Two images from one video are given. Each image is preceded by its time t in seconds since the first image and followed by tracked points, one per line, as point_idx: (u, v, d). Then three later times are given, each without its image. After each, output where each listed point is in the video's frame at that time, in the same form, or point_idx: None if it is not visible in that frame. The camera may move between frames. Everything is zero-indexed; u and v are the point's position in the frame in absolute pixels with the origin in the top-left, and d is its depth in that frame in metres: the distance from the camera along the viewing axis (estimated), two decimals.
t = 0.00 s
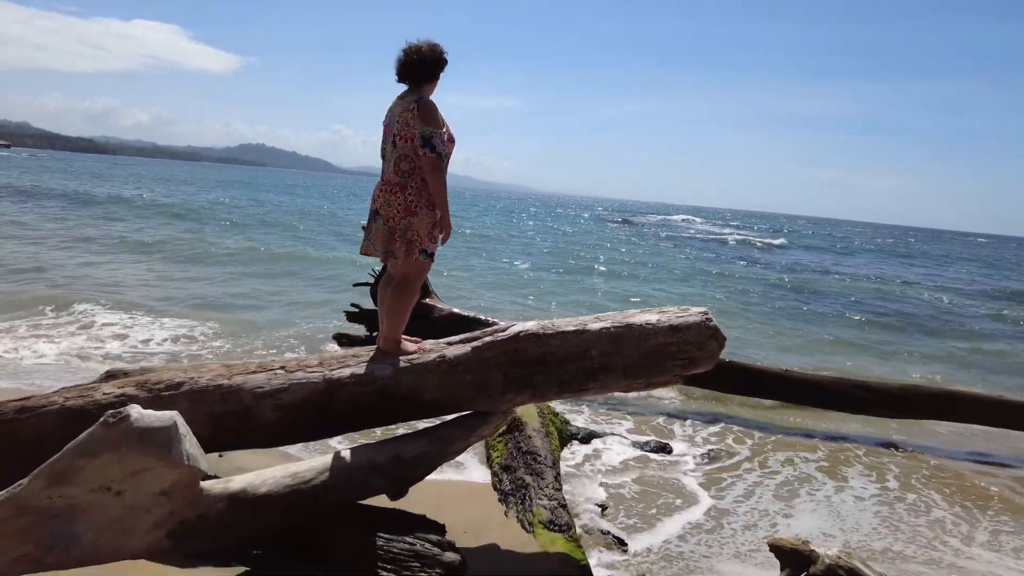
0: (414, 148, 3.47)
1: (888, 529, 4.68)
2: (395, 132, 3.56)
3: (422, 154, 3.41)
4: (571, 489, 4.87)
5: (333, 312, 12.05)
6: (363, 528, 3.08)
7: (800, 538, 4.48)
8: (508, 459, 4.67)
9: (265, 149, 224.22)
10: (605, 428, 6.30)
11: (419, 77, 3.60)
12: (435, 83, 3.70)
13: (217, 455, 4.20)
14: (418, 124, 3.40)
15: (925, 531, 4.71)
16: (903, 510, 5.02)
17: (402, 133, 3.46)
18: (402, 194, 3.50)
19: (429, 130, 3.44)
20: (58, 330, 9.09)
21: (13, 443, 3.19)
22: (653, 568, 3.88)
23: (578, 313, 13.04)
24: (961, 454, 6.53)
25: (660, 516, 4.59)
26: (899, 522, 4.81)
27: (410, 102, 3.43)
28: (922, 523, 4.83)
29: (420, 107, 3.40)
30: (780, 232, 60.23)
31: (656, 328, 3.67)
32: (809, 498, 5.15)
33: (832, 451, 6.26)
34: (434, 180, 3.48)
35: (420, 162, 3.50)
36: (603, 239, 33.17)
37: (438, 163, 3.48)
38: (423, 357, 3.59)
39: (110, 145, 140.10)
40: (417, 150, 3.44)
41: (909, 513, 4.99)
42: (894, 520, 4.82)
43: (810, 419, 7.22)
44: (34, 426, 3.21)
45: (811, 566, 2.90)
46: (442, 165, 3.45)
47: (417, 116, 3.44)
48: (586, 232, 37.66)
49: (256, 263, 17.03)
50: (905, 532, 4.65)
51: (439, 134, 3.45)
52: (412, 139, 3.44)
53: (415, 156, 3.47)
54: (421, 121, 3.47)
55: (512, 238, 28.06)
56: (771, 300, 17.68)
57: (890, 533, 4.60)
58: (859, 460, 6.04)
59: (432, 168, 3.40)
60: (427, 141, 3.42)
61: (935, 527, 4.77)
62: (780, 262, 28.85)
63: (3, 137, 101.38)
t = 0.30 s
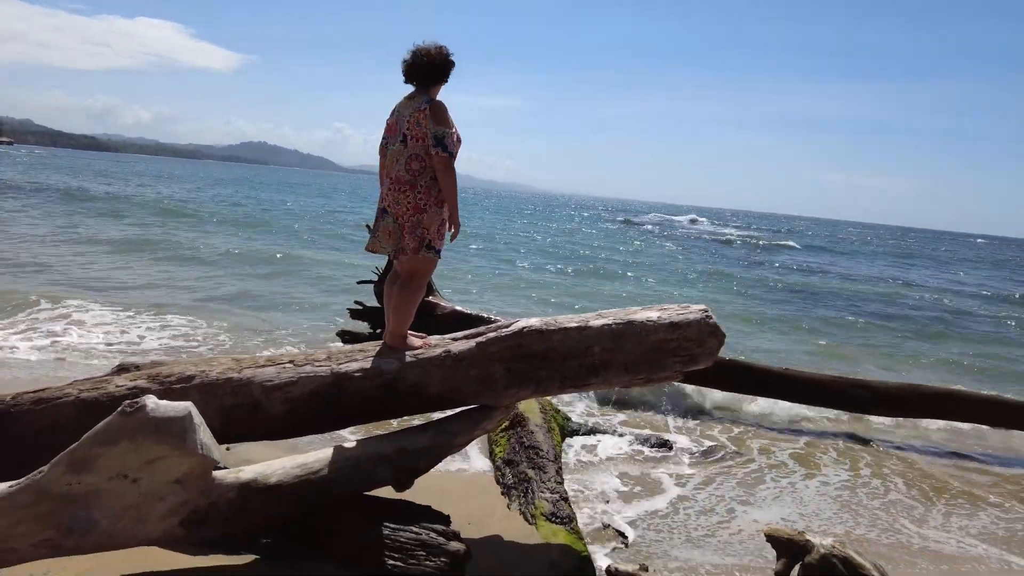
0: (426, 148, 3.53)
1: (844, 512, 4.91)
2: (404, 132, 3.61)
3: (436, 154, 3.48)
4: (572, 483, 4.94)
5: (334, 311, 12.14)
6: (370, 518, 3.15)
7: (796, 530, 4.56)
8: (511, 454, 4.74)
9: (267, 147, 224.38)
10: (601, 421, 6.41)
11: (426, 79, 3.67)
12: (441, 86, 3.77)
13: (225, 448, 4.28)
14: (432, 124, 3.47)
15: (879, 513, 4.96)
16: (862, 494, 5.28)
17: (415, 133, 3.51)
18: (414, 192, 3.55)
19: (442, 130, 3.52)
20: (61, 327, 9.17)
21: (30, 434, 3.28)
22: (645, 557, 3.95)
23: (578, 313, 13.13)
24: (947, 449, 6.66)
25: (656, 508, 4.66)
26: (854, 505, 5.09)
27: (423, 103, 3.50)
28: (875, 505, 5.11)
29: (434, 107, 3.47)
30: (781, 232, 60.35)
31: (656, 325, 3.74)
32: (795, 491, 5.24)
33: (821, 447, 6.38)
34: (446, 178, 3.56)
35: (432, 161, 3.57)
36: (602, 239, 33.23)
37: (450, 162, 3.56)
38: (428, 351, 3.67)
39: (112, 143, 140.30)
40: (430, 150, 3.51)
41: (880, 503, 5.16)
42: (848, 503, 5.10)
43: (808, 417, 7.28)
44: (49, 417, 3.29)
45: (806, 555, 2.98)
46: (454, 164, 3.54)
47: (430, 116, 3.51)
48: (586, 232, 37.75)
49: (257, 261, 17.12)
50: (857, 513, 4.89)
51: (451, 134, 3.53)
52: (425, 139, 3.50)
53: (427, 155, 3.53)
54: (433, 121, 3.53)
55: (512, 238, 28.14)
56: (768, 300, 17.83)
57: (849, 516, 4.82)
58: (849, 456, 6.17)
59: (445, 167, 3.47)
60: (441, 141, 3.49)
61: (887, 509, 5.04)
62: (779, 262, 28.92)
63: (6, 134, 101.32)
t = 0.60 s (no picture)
0: (432, 144, 3.58)
1: (832, 503, 5.01)
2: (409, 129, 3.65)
3: (444, 150, 3.54)
4: (573, 477, 4.97)
5: (336, 308, 12.19)
6: (371, 509, 3.20)
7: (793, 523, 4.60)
8: (512, 448, 4.79)
9: (270, 145, 224.39)
10: (599, 415, 6.47)
11: (429, 77, 3.72)
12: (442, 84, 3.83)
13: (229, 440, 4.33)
14: (439, 120, 3.52)
15: (864, 504, 5.06)
16: (858, 488, 5.32)
17: (421, 129, 3.55)
18: (420, 188, 3.59)
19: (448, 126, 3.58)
20: (65, 323, 9.22)
21: (38, 424, 3.33)
22: (647, 550, 3.98)
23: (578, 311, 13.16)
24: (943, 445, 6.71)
25: (657, 503, 4.68)
26: (839, 495, 5.20)
27: (430, 100, 3.55)
28: (861, 496, 5.21)
29: (440, 104, 3.53)
30: (785, 231, 60.26)
31: (656, 320, 3.78)
32: (793, 486, 5.28)
33: (817, 442, 6.43)
34: (452, 175, 3.62)
35: (439, 158, 3.62)
36: (603, 237, 33.22)
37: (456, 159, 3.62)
38: (430, 345, 3.71)
39: (114, 139, 140.46)
40: (436, 146, 3.56)
41: (871, 495, 5.24)
42: (833, 493, 5.21)
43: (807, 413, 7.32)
44: (56, 407, 3.34)
45: (802, 546, 3.02)
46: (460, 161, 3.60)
47: (436, 113, 3.57)
48: (586, 230, 37.74)
49: (259, 258, 17.16)
50: (832, 501, 5.03)
51: (457, 131, 3.60)
52: (432, 135, 3.55)
53: (433, 152, 3.58)
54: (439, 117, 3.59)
55: (512, 235, 28.17)
56: (770, 298, 17.86)
57: (837, 507, 4.92)
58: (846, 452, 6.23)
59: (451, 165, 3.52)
60: (448, 137, 3.55)
61: (871, 500, 5.15)
62: (780, 261, 28.91)
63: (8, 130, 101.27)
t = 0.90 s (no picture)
0: (435, 143, 3.58)
1: (832, 502, 5.00)
2: (411, 128, 3.64)
3: (447, 150, 3.55)
4: (574, 476, 4.97)
5: (339, 307, 12.22)
6: (372, 508, 3.20)
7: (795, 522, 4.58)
8: (513, 448, 4.78)
9: (275, 143, 224.55)
10: (601, 414, 6.47)
11: (431, 79, 3.73)
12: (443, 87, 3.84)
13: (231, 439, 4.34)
14: (443, 120, 3.53)
15: (864, 503, 5.05)
16: (860, 489, 5.30)
17: (424, 129, 3.55)
18: (422, 187, 3.59)
19: (451, 127, 3.58)
20: (70, 322, 9.25)
21: (42, 423, 3.35)
22: (647, 549, 3.97)
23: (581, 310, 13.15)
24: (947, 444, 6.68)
25: (657, 501, 4.69)
26: (839, 494, 5.19)
27: (434, 100, 3.55)
28: (861, 495, 5.19)
29: (444, 104, 3.54)
30: (792, 231, 59.99)
31: (657, 319, 3.77)
32: (795, 485, 5.26)
33: (819, 442, 6.41)
34: (455, 174, 3.62)
35: (441, 157, 3.62)
36: (606, 236, 33.18)
37: (459, 159, 3.63)
38: (431, 345, 3.71)
39: (121, 138, 140.98)
40: (439, 146, 3.56)
41: (873, 495, 5.22)
42: (832, 492, 5.21)
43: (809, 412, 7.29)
44: (60, 405, 3.35)
45: (802, 547, 3.01)
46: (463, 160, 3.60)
47: (439, 113, 3.57)
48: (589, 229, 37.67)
49: (263, 257, 17.19)
50: (831, 500, 5.02)
51: (460, 131, 3.60)
52: (435, 135, 3.55)
53: (436, 152, 3.58)
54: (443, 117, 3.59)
55: (515, 234, 28.16)
56: (776, 297, 17.79)
57: (838, 507, 4.91)
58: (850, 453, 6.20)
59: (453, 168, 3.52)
60: (451, 137, 3.55)
61: (873, 500, 5.14)
62: (783, 260, 28.83)
63: (13, 128, 101.90)
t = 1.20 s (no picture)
0: (448, 145, 3.58)
1: (841, 507, 4.99)
2: (423, 130, 3.64)
3: (461, 152, 3.54)
4: (584, 480, 4.97)
5: (344, 308, 12.25)
6: (384, 510, 3.20)
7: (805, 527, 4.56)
8: (522, 451, 4.78)
9: (279, 144, 225.16)
10: (609, 416, 6.47)
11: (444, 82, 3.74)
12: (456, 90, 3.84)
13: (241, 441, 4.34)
14: (456, 121, 3.52)
15: (873, 507, 5.05)
16: (869, 494, 5.29)
17: (437, 130, 3.55)
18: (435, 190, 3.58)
19: (464, 128, 3.58)
20: (76, 323, 9.27)
21: (54, 425, 3.36)
22: (658, 553, 3.97)
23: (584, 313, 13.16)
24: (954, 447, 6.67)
25: (666, 505, 4.68)
26: (848, 499, 5.18)
27: (447, 102, 3.54)
28: (871, 500, 5.18)
29: (457, 106, 3.53)
30: (796, 232, 59.99)
31: (668, 322, 3.77)
32: (803, 489, 5.26)
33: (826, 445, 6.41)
34: (468, 176, 3.61)
35: (454, 158, 3.62)
36: (609, 237, 33.21)
37: (472, 161, 3.63)
38: (443, 348, 3.72)
39: (126, 138, 141.45)
40: (452, 147, 3.55)
41: (882, 500, 5.21)
42: (840, 497, 5.20)
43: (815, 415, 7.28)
44: (72, 407, 3.37)
45: (818, 552, 2.99)
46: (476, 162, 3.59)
47: (452, 114, 3.57)
48: (591, 230, 37.68)
49: (267, 258, 17.23)
50: (841, 505, 5.01)
51: (473, 133, 3.60)
52: (448, 136, 3.55)
53: (449, 153, 3.58)
54: (456, 118, 3.59)
55: (518, 236, 28.19)
56: (780, 300, 17.79)
57: (847, 512, 4.90)
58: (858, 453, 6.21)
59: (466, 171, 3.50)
60: (464, 139, 3.54)
61: (883, 504, 5.12)
62: (786, 262, 28.84)
63: (18, 128, 102.20)
